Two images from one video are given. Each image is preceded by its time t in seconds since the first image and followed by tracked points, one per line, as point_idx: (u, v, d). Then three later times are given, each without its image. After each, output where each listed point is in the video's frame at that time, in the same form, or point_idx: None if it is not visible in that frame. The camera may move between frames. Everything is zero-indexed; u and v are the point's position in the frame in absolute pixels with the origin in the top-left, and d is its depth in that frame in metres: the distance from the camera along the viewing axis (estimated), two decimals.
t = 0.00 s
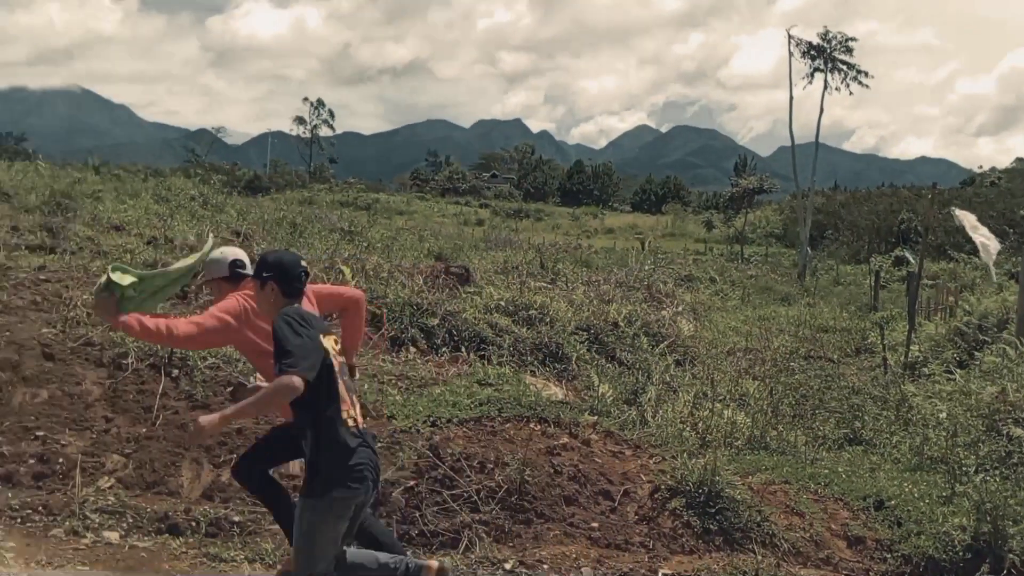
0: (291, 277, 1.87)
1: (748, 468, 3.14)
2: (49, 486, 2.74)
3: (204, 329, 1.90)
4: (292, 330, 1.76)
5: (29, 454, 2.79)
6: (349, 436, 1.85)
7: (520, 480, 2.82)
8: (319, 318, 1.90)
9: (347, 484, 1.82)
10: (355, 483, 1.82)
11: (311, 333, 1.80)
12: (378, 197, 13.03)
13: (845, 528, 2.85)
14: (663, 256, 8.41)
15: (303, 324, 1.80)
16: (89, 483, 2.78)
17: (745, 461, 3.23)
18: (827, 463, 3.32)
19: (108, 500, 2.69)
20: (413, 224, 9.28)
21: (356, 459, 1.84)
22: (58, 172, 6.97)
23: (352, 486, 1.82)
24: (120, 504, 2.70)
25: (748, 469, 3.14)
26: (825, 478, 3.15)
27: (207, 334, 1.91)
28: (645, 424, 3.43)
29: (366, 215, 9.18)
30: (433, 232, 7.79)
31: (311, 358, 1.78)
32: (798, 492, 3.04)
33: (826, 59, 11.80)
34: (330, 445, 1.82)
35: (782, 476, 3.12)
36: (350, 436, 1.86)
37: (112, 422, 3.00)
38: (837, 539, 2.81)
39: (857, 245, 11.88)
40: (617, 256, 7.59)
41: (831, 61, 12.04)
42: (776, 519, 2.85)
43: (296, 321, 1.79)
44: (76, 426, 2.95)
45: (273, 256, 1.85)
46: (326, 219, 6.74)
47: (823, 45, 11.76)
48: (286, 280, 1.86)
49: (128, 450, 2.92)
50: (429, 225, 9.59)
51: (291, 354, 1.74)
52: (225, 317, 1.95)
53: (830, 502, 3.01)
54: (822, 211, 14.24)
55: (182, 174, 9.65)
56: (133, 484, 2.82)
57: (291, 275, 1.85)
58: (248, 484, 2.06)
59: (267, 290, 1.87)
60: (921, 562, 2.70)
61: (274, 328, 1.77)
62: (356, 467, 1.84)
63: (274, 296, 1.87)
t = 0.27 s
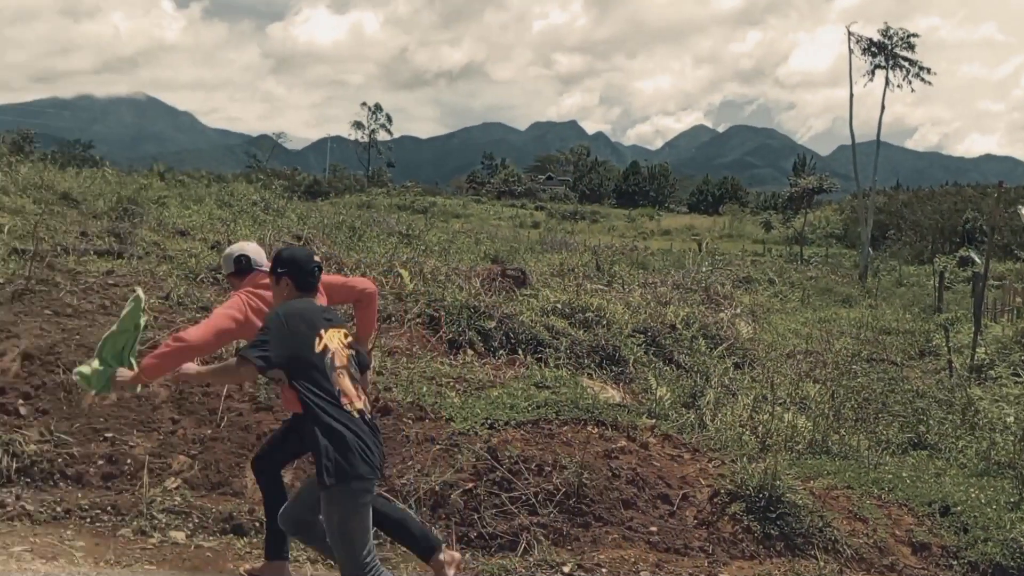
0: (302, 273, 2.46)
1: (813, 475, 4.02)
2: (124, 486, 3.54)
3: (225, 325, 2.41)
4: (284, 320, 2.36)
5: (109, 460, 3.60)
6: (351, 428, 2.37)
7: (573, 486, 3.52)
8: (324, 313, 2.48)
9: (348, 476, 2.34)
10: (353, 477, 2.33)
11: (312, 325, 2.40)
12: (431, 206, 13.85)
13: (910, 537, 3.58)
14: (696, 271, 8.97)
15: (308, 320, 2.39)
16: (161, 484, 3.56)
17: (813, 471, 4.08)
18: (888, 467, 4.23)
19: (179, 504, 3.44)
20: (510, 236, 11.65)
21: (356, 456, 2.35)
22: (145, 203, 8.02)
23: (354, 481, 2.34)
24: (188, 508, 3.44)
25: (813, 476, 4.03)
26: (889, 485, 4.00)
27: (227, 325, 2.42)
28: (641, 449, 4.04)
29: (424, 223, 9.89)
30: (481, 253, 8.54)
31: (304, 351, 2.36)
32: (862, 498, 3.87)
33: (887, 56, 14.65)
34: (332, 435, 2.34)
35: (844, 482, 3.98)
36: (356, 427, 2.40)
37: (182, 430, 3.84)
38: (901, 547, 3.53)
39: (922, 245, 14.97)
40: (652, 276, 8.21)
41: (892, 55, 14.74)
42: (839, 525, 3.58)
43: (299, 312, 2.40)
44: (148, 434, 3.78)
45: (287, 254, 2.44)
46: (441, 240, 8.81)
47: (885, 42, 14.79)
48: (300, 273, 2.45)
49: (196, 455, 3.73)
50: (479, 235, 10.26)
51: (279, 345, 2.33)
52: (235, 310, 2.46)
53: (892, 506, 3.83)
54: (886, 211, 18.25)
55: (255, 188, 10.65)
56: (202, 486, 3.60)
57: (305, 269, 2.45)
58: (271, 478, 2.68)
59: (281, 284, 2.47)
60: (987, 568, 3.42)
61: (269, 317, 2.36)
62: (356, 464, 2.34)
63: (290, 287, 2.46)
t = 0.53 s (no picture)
0: (309, 275, 3.00)
1: (879, 484, 5.56)
2: (184, 489, 4.53)
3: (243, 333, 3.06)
4: (294, 315, 2.89)
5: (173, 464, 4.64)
6: (353, 421, 2.91)
7: (626, 499, 5.07)
8: (324, 305, 2.99)
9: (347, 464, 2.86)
10: (352, 465, 2.86)
11: (316, 322, 2.91)
12: (483, 210, 14.04)
13: (972, 547, 5.00)
14: (736, 303, 9.14)
15: (314, 318, 2.92)
16: (222, 488, 4.54)
17: (875, 479, 5.61)
18: (947, 477, 5.80)
19: (239, 509, 4.39)
20: (564, 246, 11.77)
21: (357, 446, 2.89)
22: (235, 246, 8.96)
23: (353, 469, 2.87)
24: (247, 511, 4.40)
25: (879, 485, 5.56)
26: (947, 493, 5.55)
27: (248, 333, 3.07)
28: (648, 481, 5.19)
29: (474, 249, 10.14)
30: (528, 280, 8.80)
31: (313, 349, 2.87)
32: (924, 505, 5.37)
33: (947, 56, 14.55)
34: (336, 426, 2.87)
35: (906, 491, 5.50)
36: (353, 419, 2.92)
37: (243, 435, 4.91)
38: (964, 555, 4.95)
39: (983, 252, 15.42)
40: (693, 319, 8.41)
41: (950, 56, 15.28)
42: (904, 535, 5.02)
43: (302, 310, 2.92)
44: (208, 439, 4.83)
45: (296, 251, 2.98)
46: (486, 271, 8.98)
47: (945, 44, 14.73)
48: (308, 271, 3.00)
49: (255, 462, 4.76)
50: (530, 257, 10.44)
51: (283, 343, 2.84)
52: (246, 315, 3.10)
53: (951, 514, 5.34)
54: (942, 212, 18.33)
55: (309, 223, 11.11)
56: (260, 490, 4.60)
57: (314, 263, 2.98)
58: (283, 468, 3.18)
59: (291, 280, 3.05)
60: None
61: (277, 313, 2.90)
62: (355, 453, 2.88)
63: (301, 282, 3.02)
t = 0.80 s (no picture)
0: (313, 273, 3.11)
1: (930, 486, 5.48)
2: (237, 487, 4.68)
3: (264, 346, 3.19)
4: (299, 313, 3.00)
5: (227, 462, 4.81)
6: (354, 416, 3.06)
7: (675, 500, 5.06)
8: (327, 302, 3.12)
9: (344, 458, 3.02)
10: (348, 459, 3.02)
11: (322, 320, 3.03)
12: (530, 212, 14.09)
13: None
14: (787, 303, 9.01)
15: (319, 316, 3.03)
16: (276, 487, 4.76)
17: (927, 481, 5.55)
18: (1005, 481, 5.66)
19: (292, 507, 4.59)
20: (611, 246, 11.74)
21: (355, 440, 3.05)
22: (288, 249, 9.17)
23: (349, 463, 3.03)
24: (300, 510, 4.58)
25: (930, 486, 5.48)
26: (1004, 496, 5.44)
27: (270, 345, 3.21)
28: (696, 482, 5.18)
29: (522, 250, 10.19)
30: (576, 280, 8.82)
31: (318, 346, 2.99)
32: (979, 508, 5.28)
33: (1004, 51, 14.17)
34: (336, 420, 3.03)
35: (961, 493, 5.41)
36: (354, 412, 3.08)
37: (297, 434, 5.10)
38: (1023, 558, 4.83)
39: None
40: (742, 320, 8.32)
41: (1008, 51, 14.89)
42: (957, 537, 4.93)
43: (309, 308, 3.04)
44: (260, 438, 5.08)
45: (300, 250, 3.07)
46: (534, 272, 9.03)
47: (1000, 39, 14.36)
48: (312, 270, 3.11)
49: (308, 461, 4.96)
50: (577, 258, 10.44)
51: (292, 340, 2.94)
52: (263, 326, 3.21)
53: (1008, 518, 5.23)
54: (1000, 210, 17.81)
55: (358, 226, 11.30)
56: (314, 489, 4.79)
57: (316, 262, 3.08)
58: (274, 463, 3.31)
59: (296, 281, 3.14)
60: None
61: (286, 311, 3.01)
62: (352, 446, 3.04)
63: (304, 280, 3.13)
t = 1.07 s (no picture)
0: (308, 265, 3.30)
1: (977, 485, 5.41)
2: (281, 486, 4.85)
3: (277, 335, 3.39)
4: (301, 305, 3.19)
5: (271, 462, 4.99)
6: (346, 405, 3.23)
7: (718, 499, 5.03)
8: (324, 296, 3.31)
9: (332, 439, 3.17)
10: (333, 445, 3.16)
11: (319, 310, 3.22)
12: (568, 209, 14.07)
13: None
14: (830, 299, 8.87)
15: (317, 307, 3.22)
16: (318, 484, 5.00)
17: (973, 479, 5.49)
18: None
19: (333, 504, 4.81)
20: (649, 243, 11.68)
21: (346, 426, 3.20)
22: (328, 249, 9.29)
23: (332, 451, 3.17)
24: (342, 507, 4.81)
25: (977, 485, 5.42)
26: None
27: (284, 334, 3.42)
28: (738, 481, 5.14)
29: (561, 248, 10.18)
30: (614, 278, 8.79)
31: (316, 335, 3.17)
32: None
33: None
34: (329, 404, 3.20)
35: (1009, 494, 5.33)
36: (349, 401, 3.25)
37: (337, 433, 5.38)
38: None
39: None
40: (784, 316, 8.22)
41: None
42: (1001, 535, 4.96)
43: (307, 300, 3.23)
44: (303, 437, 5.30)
45: (293, 245, 3.26)
46: (572, 270, 9.03)
47: None
48: (304, 263, 3.30)
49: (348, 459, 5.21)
50: (616, 255, 10.41)
51: (299, 329, 3.13)
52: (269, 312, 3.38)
53: None
54: None
55: (398, 225, 11.40)
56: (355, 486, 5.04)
57: (309, 256, 3.28)
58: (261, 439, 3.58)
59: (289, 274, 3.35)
60: None
61: (290, 302, 3.20)
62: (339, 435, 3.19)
63: (298, 274, 3.32)
